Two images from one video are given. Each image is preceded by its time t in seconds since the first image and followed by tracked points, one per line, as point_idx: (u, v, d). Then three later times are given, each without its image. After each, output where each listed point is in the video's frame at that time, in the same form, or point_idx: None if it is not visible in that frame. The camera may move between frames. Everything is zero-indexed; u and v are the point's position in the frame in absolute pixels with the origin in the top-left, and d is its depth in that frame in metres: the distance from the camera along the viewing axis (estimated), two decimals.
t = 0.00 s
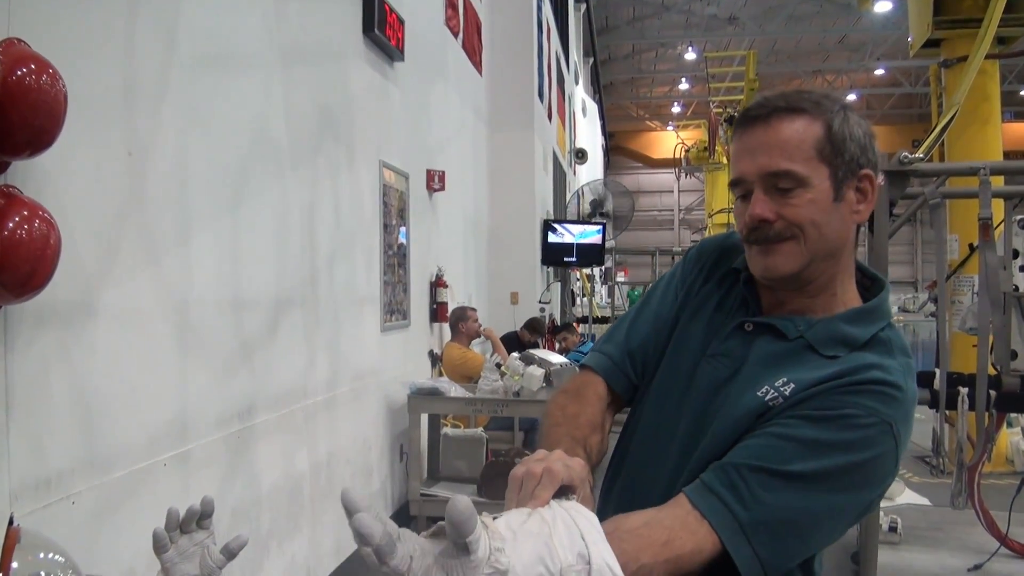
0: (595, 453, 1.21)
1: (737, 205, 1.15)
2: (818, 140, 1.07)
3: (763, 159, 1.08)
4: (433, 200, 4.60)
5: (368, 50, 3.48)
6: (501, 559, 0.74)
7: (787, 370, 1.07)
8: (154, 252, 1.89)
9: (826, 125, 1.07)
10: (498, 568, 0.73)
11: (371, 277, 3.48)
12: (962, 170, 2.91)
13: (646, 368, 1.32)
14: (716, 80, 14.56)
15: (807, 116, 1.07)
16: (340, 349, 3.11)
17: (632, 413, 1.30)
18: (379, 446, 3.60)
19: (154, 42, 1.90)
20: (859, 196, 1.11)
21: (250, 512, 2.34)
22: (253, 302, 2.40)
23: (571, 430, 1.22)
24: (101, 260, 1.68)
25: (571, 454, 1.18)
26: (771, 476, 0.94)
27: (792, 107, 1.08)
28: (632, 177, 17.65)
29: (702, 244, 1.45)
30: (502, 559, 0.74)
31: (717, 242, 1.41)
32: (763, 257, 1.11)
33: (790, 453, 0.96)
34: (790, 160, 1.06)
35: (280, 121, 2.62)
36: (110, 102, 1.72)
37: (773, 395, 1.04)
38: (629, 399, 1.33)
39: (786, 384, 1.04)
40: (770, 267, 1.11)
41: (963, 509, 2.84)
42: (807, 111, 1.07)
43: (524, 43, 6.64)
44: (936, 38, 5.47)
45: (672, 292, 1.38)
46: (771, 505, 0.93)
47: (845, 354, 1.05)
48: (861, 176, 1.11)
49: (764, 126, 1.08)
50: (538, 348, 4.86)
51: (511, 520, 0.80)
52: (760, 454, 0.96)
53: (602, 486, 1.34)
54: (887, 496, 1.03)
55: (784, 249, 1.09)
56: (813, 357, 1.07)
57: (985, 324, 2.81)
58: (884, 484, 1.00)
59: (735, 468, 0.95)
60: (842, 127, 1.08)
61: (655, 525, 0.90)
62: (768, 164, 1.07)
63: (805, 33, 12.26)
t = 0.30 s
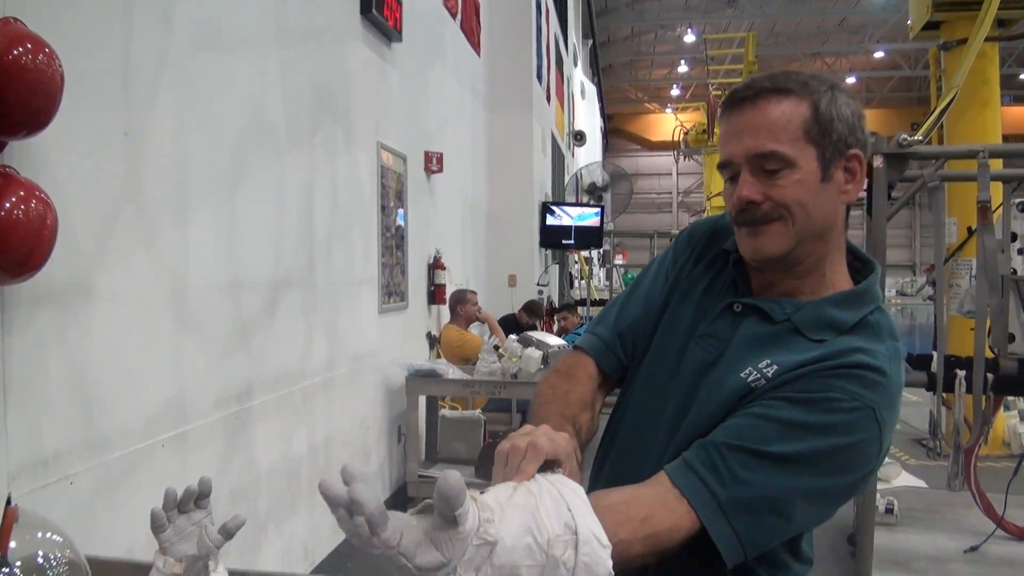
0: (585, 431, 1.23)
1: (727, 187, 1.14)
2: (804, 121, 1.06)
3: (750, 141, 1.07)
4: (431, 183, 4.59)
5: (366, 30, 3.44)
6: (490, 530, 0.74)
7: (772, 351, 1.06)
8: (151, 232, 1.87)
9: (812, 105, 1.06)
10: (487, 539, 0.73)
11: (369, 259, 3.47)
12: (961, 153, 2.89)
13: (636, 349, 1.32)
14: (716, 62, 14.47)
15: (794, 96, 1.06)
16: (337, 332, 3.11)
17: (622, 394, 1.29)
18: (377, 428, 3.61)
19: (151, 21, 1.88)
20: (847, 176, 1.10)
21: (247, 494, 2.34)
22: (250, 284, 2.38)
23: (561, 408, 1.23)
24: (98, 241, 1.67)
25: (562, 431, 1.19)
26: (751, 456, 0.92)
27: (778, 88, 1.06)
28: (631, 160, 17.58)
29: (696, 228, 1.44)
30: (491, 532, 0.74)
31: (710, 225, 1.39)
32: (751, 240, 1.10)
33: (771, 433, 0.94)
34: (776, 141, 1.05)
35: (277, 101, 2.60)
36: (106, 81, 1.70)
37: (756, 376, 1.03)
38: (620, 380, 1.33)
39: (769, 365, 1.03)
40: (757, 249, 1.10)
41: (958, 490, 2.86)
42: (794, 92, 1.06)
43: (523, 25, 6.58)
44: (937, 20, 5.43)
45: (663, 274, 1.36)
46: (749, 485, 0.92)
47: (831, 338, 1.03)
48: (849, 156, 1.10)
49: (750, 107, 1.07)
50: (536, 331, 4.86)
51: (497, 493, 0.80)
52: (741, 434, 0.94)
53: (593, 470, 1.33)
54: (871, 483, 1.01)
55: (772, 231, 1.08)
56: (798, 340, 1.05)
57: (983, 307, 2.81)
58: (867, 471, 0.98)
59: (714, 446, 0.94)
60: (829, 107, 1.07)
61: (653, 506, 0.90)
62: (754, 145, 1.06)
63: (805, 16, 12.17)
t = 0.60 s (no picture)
0: (581, 397, 1.22)
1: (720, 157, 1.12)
2: (797, 89, 1.04)
3: (743, 110, 1.05)
4: (428, 153, 4.54)
5: None
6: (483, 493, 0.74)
7: (765, 322, 1.05)
8: (147, 201, 1.85)
9: (806, 73, 1.04)
10: (481, 500, 0.73)
11: (366, 230, 3.44)
12: (960, 124, 2.87)
13: (631, 318, 1.32)
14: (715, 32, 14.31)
15: (788, 64, 1.03)
16: (334, 303, 3.10)
17: (617, 363, 1.28)
18: (374, 399, 3.61)
19: None
20: (841, 145, 1.09)
21: (245, 463, 2.35)
22: (247, 254, 2.37)
23: (556, 373, 1.23)
24: (94, 211, 1.65)
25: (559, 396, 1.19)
26: (742, 426, 0.92)
27: (771, 57, 1.04)
28: (629, 131, 17.46)
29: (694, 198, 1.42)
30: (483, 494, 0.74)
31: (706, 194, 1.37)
32: (743, 210, 1.09)
33: (762, 404, 0.93)
34: (769, 111, 1.03)
35: (273, 70, 2.56)
36: (101, 48, 1.67)
37: (748, 347, 1.02)
38: (615, 350, 1.33)
39: (761, 335, 1.02)
40: (751, 220, 1.08)
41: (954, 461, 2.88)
42: (787, 60, 1.04)
43: None
44: None
45: (659, 245, 1.35)
46: (739, 455, 0.92)
47: (824, 310, 1.02)
48: (843, 124, 1.08)
49: (742, 76, 1.05)
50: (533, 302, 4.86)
51: (486, 456, 0.80)
52: (730, 404, 0.94)
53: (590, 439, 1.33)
54: (864, 454, 1.00)
55: (765, 202, 1.07)
56: (791, 310, 1.04)
57: (980, 279, 2.81)
58: (859, 442, 0.97)
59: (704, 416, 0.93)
60: (823, 75, 1.05)
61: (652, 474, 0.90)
62: (747, 115, 1.04)
63: None
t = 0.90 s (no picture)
0: (585, 368, 1.22)
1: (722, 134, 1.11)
2: (800, 65, 1.02)
3: (746, 86, 1.03)
4: (427, 127, 4.50)
5: None
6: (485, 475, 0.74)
7: (767, 296, 1.04)
8: (146, 175, 1.83)
9: (809, 48, 1.02)
10: (484, 482, 0.73)
11: (365, 205, 3.43)
12: (961, 98, 2.84)
13: (632, 294, 1.31)
14: (716, 5, 14.13)
15: (791, 39, 1.02)
16: (334, 277, 3.09)
17: (617, 337, 1.28)
18: (374, 372, 3.62)
19: None
20: (844, 122, 1.07)
21: (246, 437, 2.36)
22: (246, 228, 2.36)
23: (561, 345, 1.23)
24: (94, 185, 1.64)
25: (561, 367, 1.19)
26: (744, 396, 0.92)
27: (774, 32, 1.02)
28: (630, 105, 17.31)
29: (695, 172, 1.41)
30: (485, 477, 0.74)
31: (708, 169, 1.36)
32: (745, 189, 1.08)
33: (766, 375, 0.93)
34: (772, 87, 1.02)
35: (272, 41, 2.53)
36: (98, 19, 1.65)
37: (750, 320, 1.01)
38: (615, 324, 1.33)
39: (763, 309, 1.01)
40: (753, 198, 1.07)
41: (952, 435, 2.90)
42: (790, 35, 1.02)
43: None
44: None
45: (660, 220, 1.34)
46: (741, 425, 0.92)
47: (827, 285, 1.02)
48: (846, 101, 1.06)
49: (745, 52, 1.04)
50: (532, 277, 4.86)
51: (496, 434, 0.79)
52: (733, 375, 0.93)
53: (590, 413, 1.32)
54: (863, 429, 1.00)
55: (767, 180, 1.06)
56: (794, 284, 1.04)
57: (979, 254, 2.81)
58: (860, 416, 0.97)
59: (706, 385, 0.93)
60: (826, 50, 1.04)
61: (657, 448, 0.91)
62: (750, 91, 1.03)
63: None
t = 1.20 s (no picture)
0: (587, 349, 1.24)
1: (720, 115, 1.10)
2: (799, 46, 1.01)
3: (744, 67, 1.02)
4: (427, 106, 4.47)
5: None
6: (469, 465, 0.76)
7: (767, 278, 1.04)
8: (145, 155, 1.82)
9: (807, 29, 1.01)
10: (486, 473, 0.73)
11: (365, 185, 3.41)
12: (962, 78, 2.82)
13: (631, 277, 1.29)
14: None
15: (790, 20, 1.00)
16: (334, 258, 3.09)
17: (617, 321, 1.26)
18: (374, 353, 3.63)
19: None
20: (841, 104, 1.06)
21: (246, 417, 2.37)
22: (246, 209, 2.35)
23: (562, 328, 1.24)
24: (93, 165, 1.63)
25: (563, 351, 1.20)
26: (745, 379, 0.92)
27: (773, 12, 1.01)
28: (630, 85, 17.19)
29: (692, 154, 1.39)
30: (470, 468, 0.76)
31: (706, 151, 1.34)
32: (743, 172, 1.07)
33: (767, 358, 0.92)
34: (770, 69, 1.01)
35: (271, 19, 2.50)
36: None
37: (749, 303, 1.01)
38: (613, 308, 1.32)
39: (762, 292, 1.01)
40: (751, 181, 1.06)
41: (951, 415, 2.91)
42: (788, 15, 1.01)
43: None
44: None
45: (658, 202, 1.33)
46: (741, 408, 0.92)
47: (826, 268, 1.01)
48: (844, 83, 1.05)
49: (743, 32, 1.02)
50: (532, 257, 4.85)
51: (496, 420, 0.79)
52: (733, 358, 0.93)
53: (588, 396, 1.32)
54: (862, 410, 1.00)
55: (767, 162, 1.04)
56: (793, 267, 1.03)
57: (980, 235, 2.80)
58: (860, 398, 0.97)
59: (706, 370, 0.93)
60: (825, 30, 1.02)
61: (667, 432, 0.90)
62: (748, 72, 1.02)
63: None
